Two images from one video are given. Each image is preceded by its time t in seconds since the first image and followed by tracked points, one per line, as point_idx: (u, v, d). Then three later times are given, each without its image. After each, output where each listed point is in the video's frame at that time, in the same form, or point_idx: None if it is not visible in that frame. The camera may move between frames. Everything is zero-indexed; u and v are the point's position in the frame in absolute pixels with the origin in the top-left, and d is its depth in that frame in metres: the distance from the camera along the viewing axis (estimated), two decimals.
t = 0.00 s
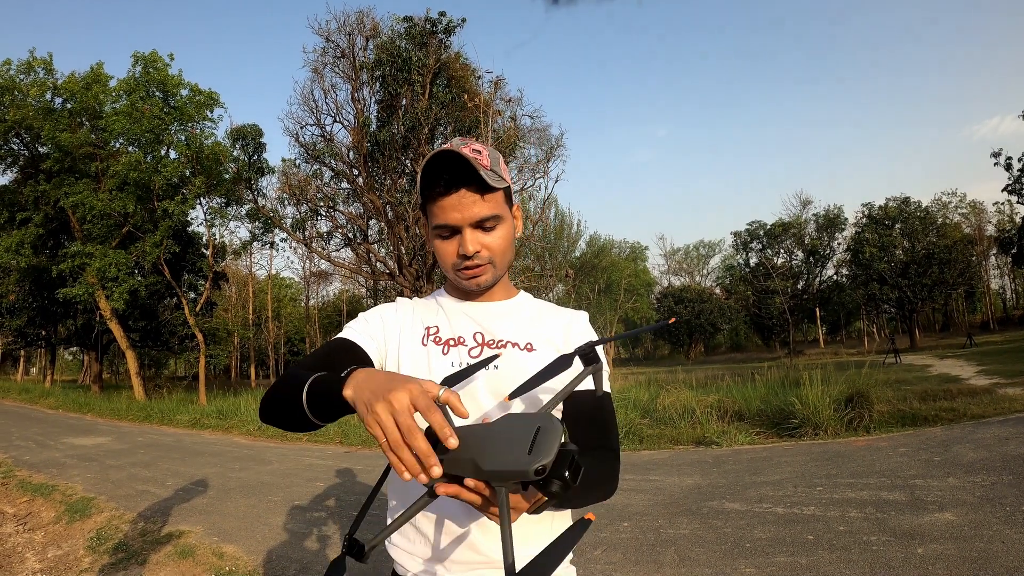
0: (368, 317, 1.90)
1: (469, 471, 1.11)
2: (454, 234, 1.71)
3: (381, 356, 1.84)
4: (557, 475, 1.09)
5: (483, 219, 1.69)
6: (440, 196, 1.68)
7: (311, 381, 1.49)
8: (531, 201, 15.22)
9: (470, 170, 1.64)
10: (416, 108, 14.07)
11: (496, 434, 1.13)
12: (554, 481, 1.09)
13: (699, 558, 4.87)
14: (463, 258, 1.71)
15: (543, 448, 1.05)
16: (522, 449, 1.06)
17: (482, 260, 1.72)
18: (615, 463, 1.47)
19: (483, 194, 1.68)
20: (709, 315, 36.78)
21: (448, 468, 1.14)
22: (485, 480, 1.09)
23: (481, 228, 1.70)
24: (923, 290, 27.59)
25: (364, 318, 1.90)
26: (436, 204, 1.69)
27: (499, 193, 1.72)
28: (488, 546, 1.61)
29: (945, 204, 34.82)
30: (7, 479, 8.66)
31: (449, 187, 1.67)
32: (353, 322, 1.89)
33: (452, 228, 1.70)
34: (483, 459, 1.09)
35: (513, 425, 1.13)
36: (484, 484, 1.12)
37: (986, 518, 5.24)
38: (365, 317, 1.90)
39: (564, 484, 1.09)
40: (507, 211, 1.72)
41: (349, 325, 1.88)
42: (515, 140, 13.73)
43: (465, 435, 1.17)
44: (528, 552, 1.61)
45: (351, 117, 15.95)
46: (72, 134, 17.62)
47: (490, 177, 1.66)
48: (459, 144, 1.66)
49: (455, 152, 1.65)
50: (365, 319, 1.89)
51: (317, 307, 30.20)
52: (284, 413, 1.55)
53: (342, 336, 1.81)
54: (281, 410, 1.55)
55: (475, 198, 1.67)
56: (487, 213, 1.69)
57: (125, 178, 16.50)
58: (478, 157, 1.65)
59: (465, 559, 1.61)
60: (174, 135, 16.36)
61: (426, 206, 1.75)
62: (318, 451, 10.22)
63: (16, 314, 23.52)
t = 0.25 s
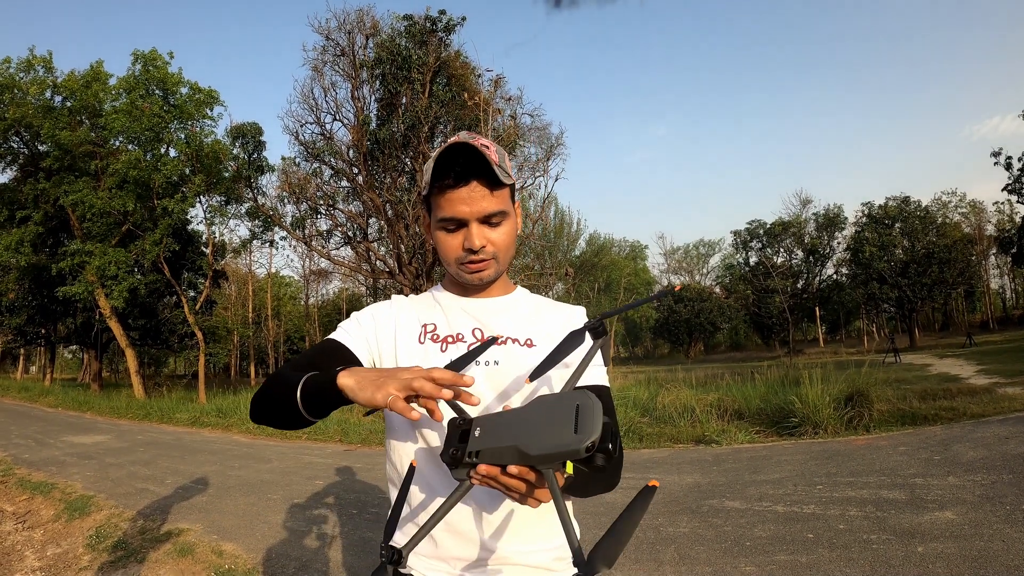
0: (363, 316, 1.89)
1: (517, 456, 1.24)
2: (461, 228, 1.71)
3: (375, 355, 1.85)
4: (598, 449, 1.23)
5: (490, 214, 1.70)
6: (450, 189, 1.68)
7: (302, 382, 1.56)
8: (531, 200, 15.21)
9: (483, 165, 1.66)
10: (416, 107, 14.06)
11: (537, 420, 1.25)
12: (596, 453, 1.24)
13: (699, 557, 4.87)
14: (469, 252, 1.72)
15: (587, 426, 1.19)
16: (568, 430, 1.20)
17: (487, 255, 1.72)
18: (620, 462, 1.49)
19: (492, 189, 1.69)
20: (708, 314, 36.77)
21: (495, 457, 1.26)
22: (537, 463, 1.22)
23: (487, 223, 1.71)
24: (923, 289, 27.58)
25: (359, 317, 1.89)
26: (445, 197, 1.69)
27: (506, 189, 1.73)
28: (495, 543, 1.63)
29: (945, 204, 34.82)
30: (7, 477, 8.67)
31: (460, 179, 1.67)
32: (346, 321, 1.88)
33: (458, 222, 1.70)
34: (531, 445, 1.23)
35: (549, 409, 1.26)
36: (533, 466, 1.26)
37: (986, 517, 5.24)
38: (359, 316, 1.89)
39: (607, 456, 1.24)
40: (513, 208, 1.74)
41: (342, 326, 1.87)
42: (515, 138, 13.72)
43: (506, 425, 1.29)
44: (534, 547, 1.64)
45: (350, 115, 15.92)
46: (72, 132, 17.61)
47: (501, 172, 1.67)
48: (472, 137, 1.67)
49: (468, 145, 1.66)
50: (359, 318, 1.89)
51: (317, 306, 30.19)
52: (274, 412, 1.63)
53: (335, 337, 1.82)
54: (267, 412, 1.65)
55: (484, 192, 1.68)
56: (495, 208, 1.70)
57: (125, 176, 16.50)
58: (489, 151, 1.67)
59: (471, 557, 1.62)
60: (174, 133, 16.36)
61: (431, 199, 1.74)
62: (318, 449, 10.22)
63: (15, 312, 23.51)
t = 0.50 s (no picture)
0: (364, 308, 1.90)
1: (520, 443, 1.23)
2: (460, 220, 1.71)
3: (373, 348, 1.86)
4: (602, 438, 1.23)
5: (490, 204, 1.70)
6: (447, 181, 1.69)
7: (303, 369, 1.55)
8: (531, 198, 15.22)
9: (480, 155, 1.67)
10: (416, 105, 14.04)
11: (540, 406, 1.25)
12: (600, 442, 1.24)
13: (699, 555, 4.87)
14: (469, 244, 1.71)
15: (591, 413, 1.20)
16: (572, 416, 1.20)
17: (488, 247, 1.72)
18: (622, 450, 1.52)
19: (489, 179, 1.70)
20: (708, 313, 36.78)
21: (496, 443, 1.26)
22: (540, 449, 1.22)
23: (487, 213, 1.71)
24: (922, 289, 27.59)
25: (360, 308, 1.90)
26: (443, 189, 1.70)
27: (504, 180, 1.73)
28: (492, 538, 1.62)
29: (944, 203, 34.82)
30: (6, 475, 8.66)
31: (457, 170, 1.69)
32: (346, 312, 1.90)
33: (458, 213, 1.70)
34: (534, 431, 1.22)
35: (554, 394, 1.25)
36: (535, 452, 1.26)
37: (986, 515, 5.24)
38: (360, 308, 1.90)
39: (610, 444, 1.24)
40: (511, 199, 1.74)
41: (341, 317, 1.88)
42: (515, 136, 13.72)
43: (508, 411, 1.28)
44: (533, 543, 1.63)
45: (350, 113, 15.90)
46: (71, 131, 17.59)
47: (498, 162, 1.68)
48: (467, 128, 1.69)
49: (465, 136, 1.67)
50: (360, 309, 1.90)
51: (317, 304, 30.18)
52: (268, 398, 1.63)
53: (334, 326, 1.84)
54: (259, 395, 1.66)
55: (482, 182, 1.69)
56: (494, 198, 1.70)
57: (124, 175, 16.49)
58: (485, 142, 1.68)
59: (469, 551, 1.62)
60: (173, 131, 16.35)
61: (429, 194, 1.75)
62: (317, 447, 10.22)
63: (14, 310, 23.49)
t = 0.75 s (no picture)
0: (367, 300, 1.90)
1: (534, 433, 1.25)
2: (461, 216, 1.70)
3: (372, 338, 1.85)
4: (611, 424, 1.28)
5: (490, 202, 1.70)
6: (448, 178, 1.69)
7: (307, 351, 1.55)
8: (531, 196, 15.22)
9: (481, 151, 1.66)
10: (416, 103, 14.03)
11: (551, 396, 1.27)
12: (608, 428, 1.29)
13: (699, 553, 4.87)
14: (470, 241, 1.71)
15: (603, 400, 1.24)
16: (584, 402, 1.24)
17: (488, 245, 1.72)
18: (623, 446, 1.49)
19: (490, 176, 1.69)
20: (708, 311, 36.78)
21: (510, 436, 1.26)
22: (555, 438, 1.24)
23: (488, 210, 1.71)
24: (922, 288, 27.58)
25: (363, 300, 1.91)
26: (443, 186, 1.69)
27: (505, 176, 1.73)
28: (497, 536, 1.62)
29: (945, 202, 34.81)
30: (6, 473, 8.67)
31: (458, 166, 1.68)
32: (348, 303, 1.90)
33: (458, 211, 1.70)
34: (549, 421, 1.24)
35: (562, 383, 1.28)
36: (548, 444, 1.28)
37: (986, 514, 5.24)
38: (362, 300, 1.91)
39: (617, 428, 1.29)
40: (512, 195, 1.74)
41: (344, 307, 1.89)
42: (515, 135, 13.71)
43: (518, 404, 1.29)
44: (538, 542, 1.63)
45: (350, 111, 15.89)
46: (71, 128, 17.58)
47: (499, 159, 1.68)
48: (467, 124, 1.68)
49: (464, 132, 1.67)
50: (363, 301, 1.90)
51: (316, 302, 30.19)
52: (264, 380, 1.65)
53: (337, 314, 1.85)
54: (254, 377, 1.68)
55: (483, 179, 1.68)
56: (494, 195, 1.70)
57: (124, 173, 16.49)
58: (486, 137, 1.67)
59: (473, 549, 1.62)
60: (173, 129, 16.34)
61: (429, 191, 1.74)
62: (317, 445, 10.22)
63: (14, 309, 23.49)
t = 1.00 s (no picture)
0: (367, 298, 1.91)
1: (547, 421, 1.26)
2: (461, 215, 1.70)
3: (370, 336, 1.83)
4: (625, 412, 1.28)
5: (492, 201, 1.69)
6: (449, 174, 1.68)
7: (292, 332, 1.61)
8: (531, 195, 15.23)
9: (485, 147, 1.66)
10: (416, 101, 14.03)
11: (563, 384, 1.28)
12: (623, 415, 1.29)
13: (699, 552, 4.87)
14: (470, 240, 1.71)
15: (617, 388, 1.24)
16: (600, 389, 1.24)
17: (489, 244, 1.72)
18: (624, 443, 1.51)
19: (491, 175, 1.69)
20: (708, 311, 36.77)
21: (524, 427, 1.26)
22: (571, 427, 1.25)
23: (489, 210, 1.70)
24: (922, 287, 27.58)
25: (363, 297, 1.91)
26: (444, 183, 1.68)
27: (507, 175, 1.73)
28: (498, 533, 1.62)
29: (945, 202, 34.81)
30: (5, 471, 8.66)
31: (459, 165, 1.67)
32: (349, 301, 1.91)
33: (459, 209, 1.69)
34: (563, 410, 1.25)
35: (572, 371, 1.30)
36: (563, 434, 1.28)
37: (985, 513, 5.25)
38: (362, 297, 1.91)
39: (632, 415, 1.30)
40: (515, 194, 1.73)
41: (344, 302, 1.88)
42: (515, 133, 13.71)
43: (529, 393, 1.30)
44: (538, 538, 1.63)
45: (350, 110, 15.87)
46: (71, 127, 17.58)
47: (501, 158, 1.67)
48: (470, 122, 1.67)
49: (467, 131, 1.66)
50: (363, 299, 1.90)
51: (316, 301, 30.20)
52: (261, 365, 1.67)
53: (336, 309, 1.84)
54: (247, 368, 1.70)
55: (484, 178, 1.68)
56: (496, 194, 1.69)
57: (124, 171, 16.48)
58: (489, 136, 1.66)
59: (474, 547, 1.61)
60: (173, 127, 16.34)
61: (430, 187, 1.73)
62: (317, 443, 10.22)
63: (14, 307, 23.48)
